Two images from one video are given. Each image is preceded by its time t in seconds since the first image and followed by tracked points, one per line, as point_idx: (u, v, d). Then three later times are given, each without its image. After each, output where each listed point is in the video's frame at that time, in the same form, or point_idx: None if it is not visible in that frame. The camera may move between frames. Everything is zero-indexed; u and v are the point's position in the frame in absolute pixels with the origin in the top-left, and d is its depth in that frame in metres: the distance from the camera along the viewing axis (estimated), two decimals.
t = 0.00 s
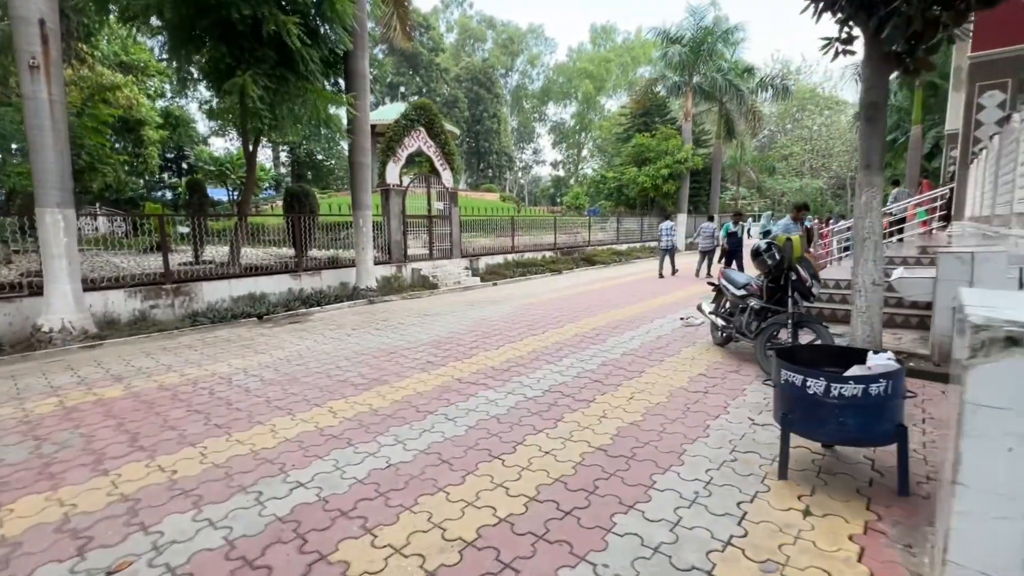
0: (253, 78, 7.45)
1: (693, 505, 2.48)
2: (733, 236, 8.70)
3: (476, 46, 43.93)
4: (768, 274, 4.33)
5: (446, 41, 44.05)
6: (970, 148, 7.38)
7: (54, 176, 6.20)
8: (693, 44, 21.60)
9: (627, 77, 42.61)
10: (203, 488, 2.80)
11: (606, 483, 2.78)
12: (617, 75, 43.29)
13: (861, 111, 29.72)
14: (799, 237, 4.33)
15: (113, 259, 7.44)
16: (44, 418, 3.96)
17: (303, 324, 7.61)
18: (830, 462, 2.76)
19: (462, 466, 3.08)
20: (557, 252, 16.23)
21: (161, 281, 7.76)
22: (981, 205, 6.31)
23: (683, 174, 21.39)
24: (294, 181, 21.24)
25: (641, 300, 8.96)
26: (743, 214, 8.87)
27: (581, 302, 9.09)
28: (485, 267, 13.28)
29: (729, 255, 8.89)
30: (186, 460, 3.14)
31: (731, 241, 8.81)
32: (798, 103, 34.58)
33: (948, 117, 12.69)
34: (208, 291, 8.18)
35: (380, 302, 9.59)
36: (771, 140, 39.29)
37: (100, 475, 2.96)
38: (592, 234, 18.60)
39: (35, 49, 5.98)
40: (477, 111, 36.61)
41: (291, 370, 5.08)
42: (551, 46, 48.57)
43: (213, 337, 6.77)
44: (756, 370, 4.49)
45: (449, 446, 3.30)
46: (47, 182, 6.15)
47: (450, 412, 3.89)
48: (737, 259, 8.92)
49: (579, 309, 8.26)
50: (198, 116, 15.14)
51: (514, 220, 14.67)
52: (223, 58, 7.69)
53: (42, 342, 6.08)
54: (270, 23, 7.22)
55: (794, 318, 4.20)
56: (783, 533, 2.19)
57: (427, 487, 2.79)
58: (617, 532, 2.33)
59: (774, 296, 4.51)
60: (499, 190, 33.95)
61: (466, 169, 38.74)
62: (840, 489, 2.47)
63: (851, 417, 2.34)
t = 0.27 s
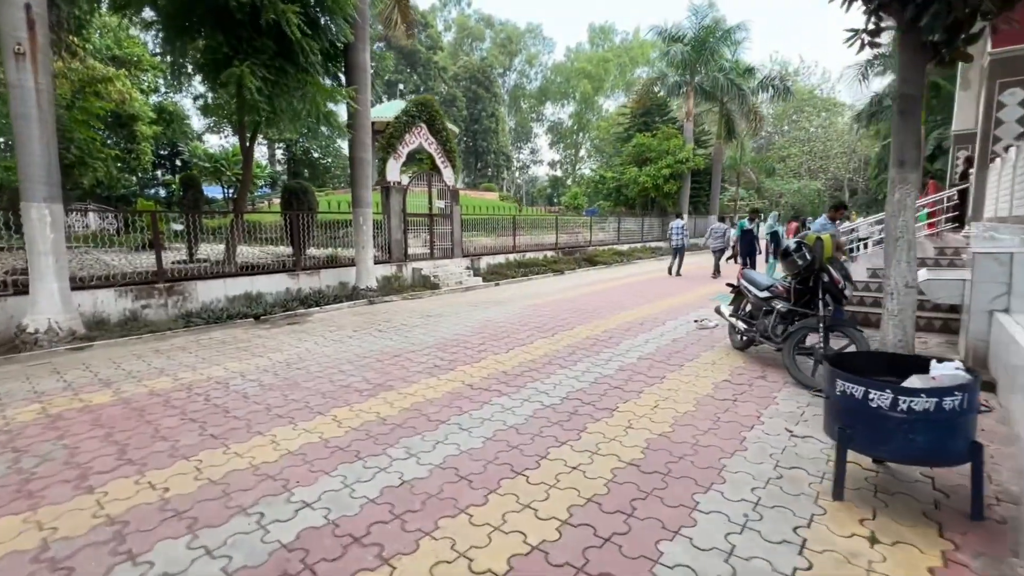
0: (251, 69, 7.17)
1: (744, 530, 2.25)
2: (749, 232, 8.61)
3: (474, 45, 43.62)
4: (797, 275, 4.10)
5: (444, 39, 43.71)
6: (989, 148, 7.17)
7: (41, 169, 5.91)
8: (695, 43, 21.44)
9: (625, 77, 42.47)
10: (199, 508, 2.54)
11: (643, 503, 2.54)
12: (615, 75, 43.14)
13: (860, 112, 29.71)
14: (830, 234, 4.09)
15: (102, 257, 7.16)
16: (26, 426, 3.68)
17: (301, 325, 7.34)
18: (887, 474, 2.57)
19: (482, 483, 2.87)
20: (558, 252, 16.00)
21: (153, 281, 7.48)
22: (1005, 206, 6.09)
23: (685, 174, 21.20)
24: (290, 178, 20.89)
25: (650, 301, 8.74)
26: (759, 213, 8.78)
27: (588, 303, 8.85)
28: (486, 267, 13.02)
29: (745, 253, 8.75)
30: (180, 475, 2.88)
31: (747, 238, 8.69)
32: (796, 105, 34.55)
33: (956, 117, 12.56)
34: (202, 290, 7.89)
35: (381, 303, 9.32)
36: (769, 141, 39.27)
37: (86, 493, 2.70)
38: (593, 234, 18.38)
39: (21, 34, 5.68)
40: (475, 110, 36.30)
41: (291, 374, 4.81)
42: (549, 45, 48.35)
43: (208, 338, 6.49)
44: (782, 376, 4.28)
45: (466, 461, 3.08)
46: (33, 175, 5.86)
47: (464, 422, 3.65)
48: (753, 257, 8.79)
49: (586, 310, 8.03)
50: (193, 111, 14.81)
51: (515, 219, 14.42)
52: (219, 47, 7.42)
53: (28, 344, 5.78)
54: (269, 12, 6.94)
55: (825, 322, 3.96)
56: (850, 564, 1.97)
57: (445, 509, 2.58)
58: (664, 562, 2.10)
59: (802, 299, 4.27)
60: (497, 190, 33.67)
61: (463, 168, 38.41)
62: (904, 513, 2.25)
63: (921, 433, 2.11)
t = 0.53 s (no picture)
0: (248, 60, 6.91)
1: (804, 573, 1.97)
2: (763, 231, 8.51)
3: (472, 42, 43.20)
4: (826, 280, 3.89)
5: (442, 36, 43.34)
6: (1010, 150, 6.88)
7: (25, 163, 5.64)
8: (697, 41, 21.23)
9: (624, 75, 42.26)
10: (191, 540, 2.29)
11: (684, 536, 2.21)
12: (614, 73, 42.91)
13: (859, 112, 29.63)
14: (862, 239, 3.90)
15: (93, 257, 6.85)
16: (5, 441, 3.41)
17: (300, 327, 7.08)
18: (941, 503, 2.37)
19: (502, 508, 2.48)
20: (559, 252, 15.78)
21: (145, 280, 7.20)
22: None
23: (686, 173, 21.01)
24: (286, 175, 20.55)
25: (658, 303, 8.53)
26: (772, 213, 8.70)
27: (595, 305, 8.63)
28: (487, 267, 12.78)
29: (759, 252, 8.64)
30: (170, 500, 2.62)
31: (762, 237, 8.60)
32: (795, 104, 34.45)
33: (964, 117, 12.41)
34: (196, 291, 7.61)
35: (381, 304, 9.07)
36: (768, 141, 39.19)
37: (66, 522, 2.44)
38: (594, 233, 18.16)
39: (3, 20, 5.37)
40: (474, 107, 35.96)
41: (291, 382, 4.56)
42: (547, 43, 48.03)
43: (203, 341, 6.22)
44: (810, 386, 4.06)
45: (481, 481, 2.72)
46: (17, 169, 5.58)
47: (476, 436, 3.32)
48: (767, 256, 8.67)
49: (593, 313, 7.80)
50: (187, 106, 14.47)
51: (516, 218, 14.18)
52: (216, 37, 7.18)
53: (12, 347, 5.50)
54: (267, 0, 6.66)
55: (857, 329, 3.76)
56: None
57: (462, 542, 2.22)
58: None
59: (831, 305, 4.07)
60: (495, 188, 33.38)
61: (461, 166, 38.09)
62: (972, 548, 2.06)
63: (1000, 463, 1.92)
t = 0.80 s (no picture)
0: (244, 47, 6.61)
1: None
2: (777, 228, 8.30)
3: (471, 38, 42.79)
4: (862, 278, 3.63)
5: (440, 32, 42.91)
6: None
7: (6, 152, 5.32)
8: (700, 36, 20.94)
9: (624, 73, 41.96)
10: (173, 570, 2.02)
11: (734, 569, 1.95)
12: (614, 70, 42.60)
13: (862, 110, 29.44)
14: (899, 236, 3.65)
15: (82, 252, 6.56)
16: None
17: (297, 326, 6.81)
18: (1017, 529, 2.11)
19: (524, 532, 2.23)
20: (562, 249, 15.51)
21: (135, 277, 6.89)
22: None
23: (689, 170, 20.75)
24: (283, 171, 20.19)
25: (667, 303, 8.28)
26: (786, 209, 8.49)
27: (602, 303, 8.38)
28: (489, 264, 12.51)
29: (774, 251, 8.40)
30: (152, 521, 2.36)
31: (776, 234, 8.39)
32: (797, 102, 34.23)
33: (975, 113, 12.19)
34: (189, 288, 7.32)
35: (381, 302, 8.79)
36: (769, 139, 38.99)
37: (34, 548, 2.17)
38: (597, 230, 17.90)
39: None
40: (473, 104, 35.60)
41: (287, 385, 4.28)
42: (547, 39, 47.66)
43: (196, 341, 5.94)
44: (842, 391, 3.82)
45: (499, 500, 2.47)
46: None
47: (490, 447, 3.05)
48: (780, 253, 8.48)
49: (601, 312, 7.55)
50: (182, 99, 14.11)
51: (519, 215, 13.91)
52: (209, 23, 6.88)
53: None
54: None
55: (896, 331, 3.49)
56: None
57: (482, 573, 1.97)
58: None
59: (864, 305, 3.82)
60: (495, 185, 33.06)
61: (460, 163, 37.73)
62: None
63: None
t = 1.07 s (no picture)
0: (244, 39, 6.37)
1: None
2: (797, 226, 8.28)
3: (473, 35, 42.41)
4: (907, 283, 3.37)
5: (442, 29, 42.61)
6: None
7: None
8: (706, 34, 20.65)
9: (627, 71, 41.70)
10: None
11: None
12: (616, 69, 42.28)
13: (867, 109, 29.14)
14: (947, 238, 3.39)
15: (77, 253, 6.30)
16: None
17: (299, 330, 6.57)
18: None
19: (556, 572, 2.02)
20: (567, 249, 15.27)
21: (131, 279, 6.63)
22: None
23: (694, 170, 20.51)
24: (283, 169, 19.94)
25: (679, 305, 8.04)
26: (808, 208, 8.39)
27: (612, 306, 8.14)
28: (493, 265, 12.27)
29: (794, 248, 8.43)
30: (140, 560, 2.15)
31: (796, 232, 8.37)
32: (801, 101, 33.94)
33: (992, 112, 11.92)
34: (186, 290, 7.07)
35: (385, 304, 8.54)
36: (772, 138, 38.69)
37: None
38: (602, 230, 17.66)
39: None
40: (474, 102, 35.33)
41: (289, 396, 4.06)
42: (549, 37, 47.32)
43: (193, 346, 5.71)
44: (878, 406, 3.60)
45: (526, 534, 2.25)
46: None
47: (509, 470, 2.84)
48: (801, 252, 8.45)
49: (612, 315, 7.31)
50: (181, 95, 13.84)
51: (523, 214, 13.66)
52: (208, 13, 6.67)
53: None
54: None
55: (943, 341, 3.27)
56: None
57: None
58: None
59: (906, 313, 3.58)
60: (497, 184, 32.79)
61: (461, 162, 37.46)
62: None
63: None
